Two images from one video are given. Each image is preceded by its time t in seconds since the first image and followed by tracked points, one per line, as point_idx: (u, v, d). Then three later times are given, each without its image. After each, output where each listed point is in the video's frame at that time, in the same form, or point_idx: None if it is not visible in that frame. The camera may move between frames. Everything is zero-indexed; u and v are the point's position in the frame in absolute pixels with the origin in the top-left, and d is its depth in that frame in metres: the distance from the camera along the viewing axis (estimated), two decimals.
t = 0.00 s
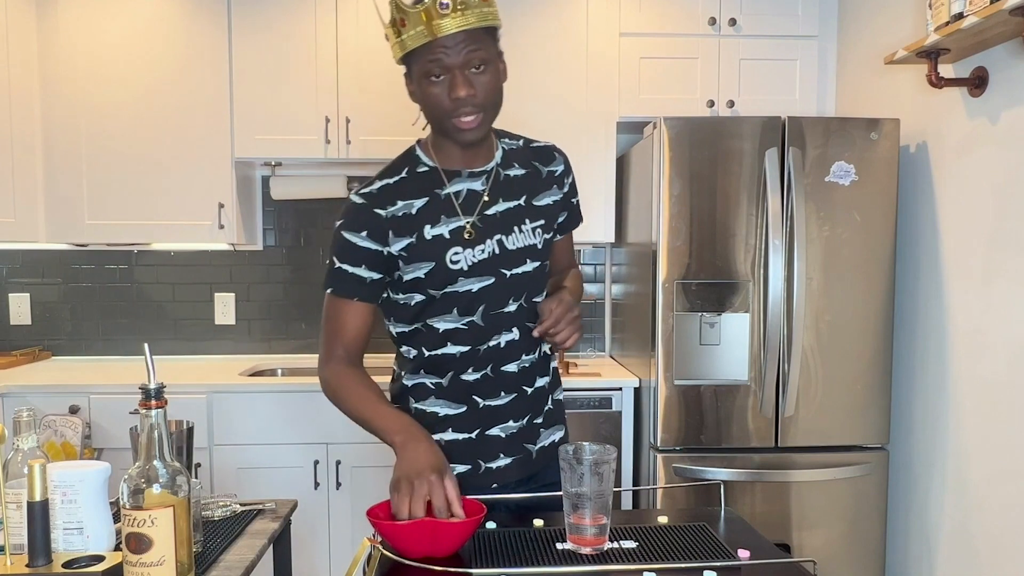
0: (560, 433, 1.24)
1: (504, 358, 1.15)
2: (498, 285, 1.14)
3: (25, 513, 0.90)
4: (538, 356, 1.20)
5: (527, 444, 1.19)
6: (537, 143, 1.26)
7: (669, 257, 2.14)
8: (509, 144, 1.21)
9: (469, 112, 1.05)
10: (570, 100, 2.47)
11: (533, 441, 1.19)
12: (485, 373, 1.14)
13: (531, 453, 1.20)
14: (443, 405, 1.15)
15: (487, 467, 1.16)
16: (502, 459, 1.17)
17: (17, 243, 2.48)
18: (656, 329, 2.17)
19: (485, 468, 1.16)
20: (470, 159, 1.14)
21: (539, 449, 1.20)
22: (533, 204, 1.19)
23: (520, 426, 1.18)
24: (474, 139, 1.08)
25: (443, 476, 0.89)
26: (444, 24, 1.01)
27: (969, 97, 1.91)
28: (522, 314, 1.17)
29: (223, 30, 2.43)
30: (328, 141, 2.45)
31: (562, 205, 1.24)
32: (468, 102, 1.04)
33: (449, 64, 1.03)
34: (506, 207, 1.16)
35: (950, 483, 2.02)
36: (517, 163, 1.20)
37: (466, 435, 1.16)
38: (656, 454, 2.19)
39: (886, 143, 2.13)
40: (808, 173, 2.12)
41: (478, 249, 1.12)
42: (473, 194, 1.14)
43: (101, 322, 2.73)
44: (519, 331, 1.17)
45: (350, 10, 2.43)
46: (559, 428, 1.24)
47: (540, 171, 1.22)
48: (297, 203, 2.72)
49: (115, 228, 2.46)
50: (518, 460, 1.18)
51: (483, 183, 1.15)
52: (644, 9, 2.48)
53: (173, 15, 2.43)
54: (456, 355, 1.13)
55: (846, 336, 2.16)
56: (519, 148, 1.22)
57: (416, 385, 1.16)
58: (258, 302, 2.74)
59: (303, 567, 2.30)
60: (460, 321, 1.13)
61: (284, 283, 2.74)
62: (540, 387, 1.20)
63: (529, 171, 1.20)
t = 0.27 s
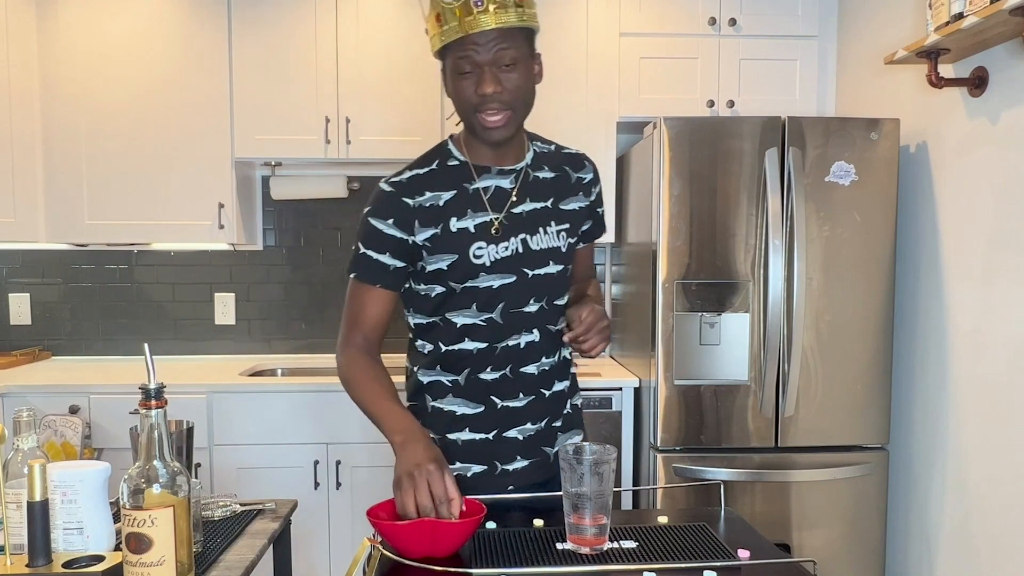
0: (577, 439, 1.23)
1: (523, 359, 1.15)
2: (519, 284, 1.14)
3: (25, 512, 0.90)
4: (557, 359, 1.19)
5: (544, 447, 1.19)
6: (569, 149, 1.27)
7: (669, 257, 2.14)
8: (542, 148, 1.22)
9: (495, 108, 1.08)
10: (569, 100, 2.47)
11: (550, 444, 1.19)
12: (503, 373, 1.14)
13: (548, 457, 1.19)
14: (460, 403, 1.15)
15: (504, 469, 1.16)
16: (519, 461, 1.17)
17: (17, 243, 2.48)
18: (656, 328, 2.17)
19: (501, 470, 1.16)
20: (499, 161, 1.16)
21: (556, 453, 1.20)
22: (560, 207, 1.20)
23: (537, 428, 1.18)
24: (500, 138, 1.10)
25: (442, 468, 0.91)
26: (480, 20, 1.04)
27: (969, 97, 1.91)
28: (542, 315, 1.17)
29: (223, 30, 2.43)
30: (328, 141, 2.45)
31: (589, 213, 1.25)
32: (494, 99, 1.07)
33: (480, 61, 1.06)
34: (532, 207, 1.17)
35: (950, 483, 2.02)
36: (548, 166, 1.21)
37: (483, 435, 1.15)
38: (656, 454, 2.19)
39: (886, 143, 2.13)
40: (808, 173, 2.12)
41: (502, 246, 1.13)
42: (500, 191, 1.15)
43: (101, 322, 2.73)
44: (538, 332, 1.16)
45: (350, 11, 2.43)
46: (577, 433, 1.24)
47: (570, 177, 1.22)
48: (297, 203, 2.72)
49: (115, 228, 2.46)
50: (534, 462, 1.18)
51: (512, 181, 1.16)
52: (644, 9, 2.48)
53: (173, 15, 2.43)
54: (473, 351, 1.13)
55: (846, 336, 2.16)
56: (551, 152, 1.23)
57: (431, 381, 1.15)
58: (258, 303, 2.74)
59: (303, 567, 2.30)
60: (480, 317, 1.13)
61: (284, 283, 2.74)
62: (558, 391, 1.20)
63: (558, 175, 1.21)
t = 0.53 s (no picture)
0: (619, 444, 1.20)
1: (559, 359, 1.14)
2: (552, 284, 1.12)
3: (25, 512, 0.90)
4: (597, 362, 1.17)
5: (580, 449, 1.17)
6: (617, 148, 1.23)
7: (669, 257, 2.14)
8: (586, 146, 1.20)
9: (526, 101, 1.08)
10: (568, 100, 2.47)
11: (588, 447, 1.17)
12: (539, 372, 1.14)
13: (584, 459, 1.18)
14: (496, 400, 1.15)
15: (537, 469, 1.16)
16: (554, 462, 1.16)
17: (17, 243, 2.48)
18: (655, 328, 2.17)
19: (534, 469, 1.16)
20: (537, 158, 1.15)
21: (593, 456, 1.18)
22: (601, 206, 1.17)
23: (574, 430, 1.16)
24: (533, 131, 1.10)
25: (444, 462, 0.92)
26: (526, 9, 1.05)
27: (969, 97, 1.91)
28: (579, 316, 1.15)
29: (223, 30, 2.43)
30: (328, 141, 2.45)
31: (634, 212, 1.21)
32: (525, 91, 1.07)
33: (513, 54, 1.07)
34: (570, 206, 1.15)
35: (950, 483, 2.02)
36: (590, 164, 1.18)
37: (518, 434, 1.15)
38: (656, 454, 2.19)
39: (886, 143, 2.13)
40: (808, 173, 2.12)
41: (537, 245, 1.12)
42: (538, 190, 1.14)
43: (101, 322, 2.73)
44: (576, 332, 1.15)
45: (349, 11, 2.43)
46: (621, 437, 1.21)
47: (614, 175, 1.19)
48: (297, 203, 2.72)
49: (115, 228, 2.46)
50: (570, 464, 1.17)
51: (549, 180, 1.15)
52: (644, 9, 2.48)
53: (173, 15, 2.43)
54: (509, 349, 1.13)
55: (846, 336, 2.16)
56: (595, 151, 1.20)
57: (470, 377, 1.16)
58: (258, 302, 2.74)
59: (303, 567, 2.30)
60: (516, 315, 1.13)
61: (285, 284, 2.74)
62: (598, 394, 1.17)
63: (601, 174, 1.18)
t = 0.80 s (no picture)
0: (657, 452, 1.14)
1: (585, 357, 1.13)
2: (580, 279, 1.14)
3: (25, 512, 0.90)
4: (629, 364, 1.13)
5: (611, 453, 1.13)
6: (660, 147, 1.19)
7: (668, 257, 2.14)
8: (625, 146, 1.17)
9: (552, 104, 1.09)
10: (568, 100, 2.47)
11: (620, 451, 1.13)
12: (566, 370, 1.13)
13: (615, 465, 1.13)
14: (525, 397, 1.15)
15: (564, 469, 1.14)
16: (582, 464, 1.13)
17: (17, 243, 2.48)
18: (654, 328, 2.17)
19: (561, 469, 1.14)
20: (570, 157, 1.15)
21: (626, 462, 1.13)
22: (631, 205, 1.14)
23: (604, 433, 1.13)
24: (561, 132, 1.11)
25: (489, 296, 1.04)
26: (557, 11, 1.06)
27: (969, 97, 1.91)
28: (605, 314, 1.13)
29: (223, 30, 2.43)
30: (327, 141, 2.45)
31: (672, 212, 1.15)
32: (551, 93, 1.08)
33: (541, 57, 1.08)
34: (597, 204, 1.14)
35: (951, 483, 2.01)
36: (624, 163, 1.16)
37: (545, 432, 1.14)
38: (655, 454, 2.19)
39: (886, 143, 2.13)
40: (808, 173, 2.12)
41: (562, 243, 1.14)
42: (566, 187, 1.15)
43: (101, 322, 2.73)
44: (602, 331, 1.13)
45: (349, 11, 2.43)
46: (659, 446, 1.15)
47: (649, 175, 1.15)
48: (297, 203, 2.72)
49: (115, 228, 2.46)
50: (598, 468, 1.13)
51: (578, 177, 1.15)
52: (643, 9, 2.48)
53: (173, 15, 2.43)
54: (536, 345, 1.14)
55: (846, 337, 2.16)
56: (632, 151, 1.17)
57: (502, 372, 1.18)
58: (258, 302, 2.74)
59: (302, 567, 2.30)
60: (543, 311, 1.14)
61: (285, 284, 2.74)
62: (630, 397, 1.13)
63: (634, 173, 1.15)
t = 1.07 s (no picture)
0: (658, 461, 1.11)
1: (581, 353, 1.11)
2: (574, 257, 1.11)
3: (25, 512, 0.90)
4: (628, 365, 1.11)
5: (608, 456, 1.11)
6: (677, 151, 1.16)
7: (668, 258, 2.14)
8: (640, 147, 1.16)
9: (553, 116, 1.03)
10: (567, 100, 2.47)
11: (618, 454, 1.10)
12: (562, 365, 1.12)
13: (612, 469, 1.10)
14: (525, 391, 1.15)
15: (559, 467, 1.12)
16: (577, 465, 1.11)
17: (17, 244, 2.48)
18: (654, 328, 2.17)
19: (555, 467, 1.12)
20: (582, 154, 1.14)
21: (624, 467, 1.11)
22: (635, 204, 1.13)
23: (601, 434, 1.10)
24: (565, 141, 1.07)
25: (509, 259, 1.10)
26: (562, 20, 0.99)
27: (969, 97, 1.91)
28: (602, 310, 1.11)
29: (223, 30, 2.43)
30: (327, 141, 2.45)
31: (679, 210, 1.11)
32: (553, 105, 1.02)
33: (542, 69, 1.01)
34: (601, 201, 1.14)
35: (951, 483, 2.01)
36: (634, 163, 1.15)
37: (541, 427, 1.12)
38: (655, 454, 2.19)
39: (886, 143, 2.13)
40: (808, 173, 2.12)
41: (562, 236, 1.13)
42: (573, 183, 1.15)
43: (101, 322, 2.73)
44: (598, 327, 1.11)
45: (349, 11, 2.43)
46: (660, 455, 1.11)
47: (659, 175, 1.13)
48: (297, 203, 2.71)
49: (115, 228, 2.46)
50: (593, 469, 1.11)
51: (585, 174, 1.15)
52: (643, 9, 2.48)
53: (173, 15, 2.43)
54: (536, 340, 1.14)
55: (846, 337, 2.16)
56: (647, 153, 1.15)
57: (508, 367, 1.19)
58: (258, 302, 2.74)
59: (302, 567, 2.30)
60: (542, 304, 1.14)
61: (285, 284, 2.74)
62: (628, 399, 1.10)
63: (644, 173, 1.14)
